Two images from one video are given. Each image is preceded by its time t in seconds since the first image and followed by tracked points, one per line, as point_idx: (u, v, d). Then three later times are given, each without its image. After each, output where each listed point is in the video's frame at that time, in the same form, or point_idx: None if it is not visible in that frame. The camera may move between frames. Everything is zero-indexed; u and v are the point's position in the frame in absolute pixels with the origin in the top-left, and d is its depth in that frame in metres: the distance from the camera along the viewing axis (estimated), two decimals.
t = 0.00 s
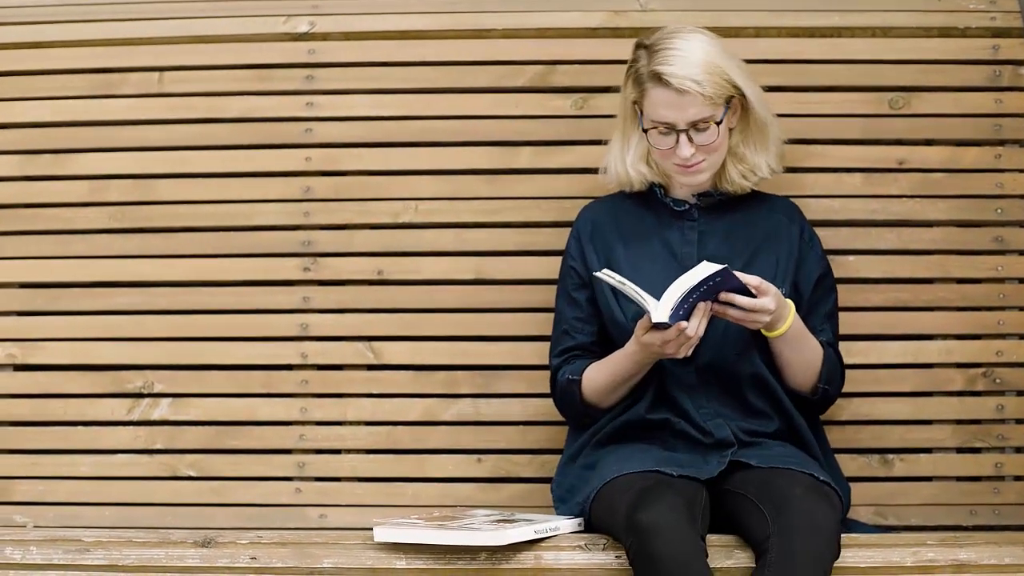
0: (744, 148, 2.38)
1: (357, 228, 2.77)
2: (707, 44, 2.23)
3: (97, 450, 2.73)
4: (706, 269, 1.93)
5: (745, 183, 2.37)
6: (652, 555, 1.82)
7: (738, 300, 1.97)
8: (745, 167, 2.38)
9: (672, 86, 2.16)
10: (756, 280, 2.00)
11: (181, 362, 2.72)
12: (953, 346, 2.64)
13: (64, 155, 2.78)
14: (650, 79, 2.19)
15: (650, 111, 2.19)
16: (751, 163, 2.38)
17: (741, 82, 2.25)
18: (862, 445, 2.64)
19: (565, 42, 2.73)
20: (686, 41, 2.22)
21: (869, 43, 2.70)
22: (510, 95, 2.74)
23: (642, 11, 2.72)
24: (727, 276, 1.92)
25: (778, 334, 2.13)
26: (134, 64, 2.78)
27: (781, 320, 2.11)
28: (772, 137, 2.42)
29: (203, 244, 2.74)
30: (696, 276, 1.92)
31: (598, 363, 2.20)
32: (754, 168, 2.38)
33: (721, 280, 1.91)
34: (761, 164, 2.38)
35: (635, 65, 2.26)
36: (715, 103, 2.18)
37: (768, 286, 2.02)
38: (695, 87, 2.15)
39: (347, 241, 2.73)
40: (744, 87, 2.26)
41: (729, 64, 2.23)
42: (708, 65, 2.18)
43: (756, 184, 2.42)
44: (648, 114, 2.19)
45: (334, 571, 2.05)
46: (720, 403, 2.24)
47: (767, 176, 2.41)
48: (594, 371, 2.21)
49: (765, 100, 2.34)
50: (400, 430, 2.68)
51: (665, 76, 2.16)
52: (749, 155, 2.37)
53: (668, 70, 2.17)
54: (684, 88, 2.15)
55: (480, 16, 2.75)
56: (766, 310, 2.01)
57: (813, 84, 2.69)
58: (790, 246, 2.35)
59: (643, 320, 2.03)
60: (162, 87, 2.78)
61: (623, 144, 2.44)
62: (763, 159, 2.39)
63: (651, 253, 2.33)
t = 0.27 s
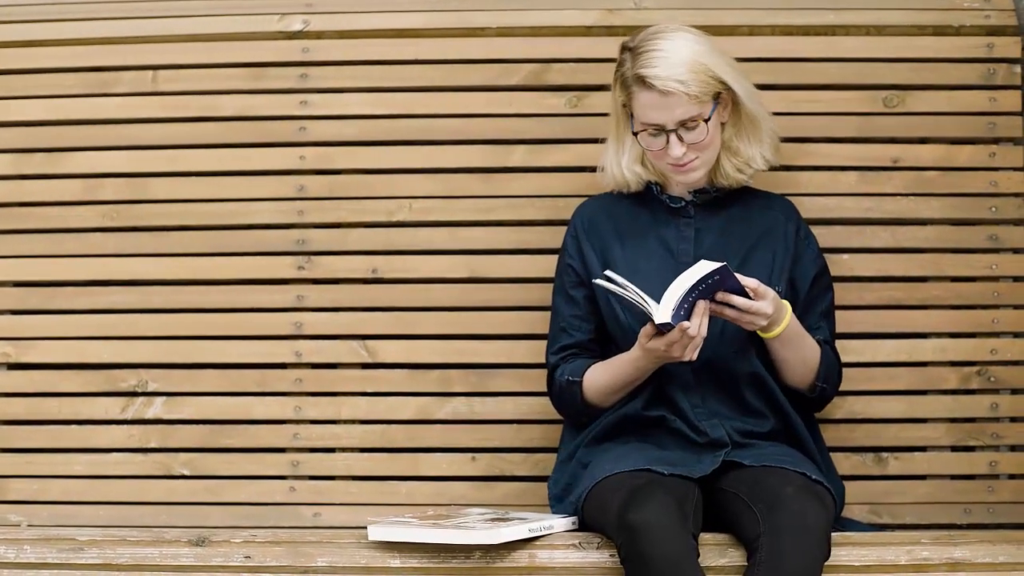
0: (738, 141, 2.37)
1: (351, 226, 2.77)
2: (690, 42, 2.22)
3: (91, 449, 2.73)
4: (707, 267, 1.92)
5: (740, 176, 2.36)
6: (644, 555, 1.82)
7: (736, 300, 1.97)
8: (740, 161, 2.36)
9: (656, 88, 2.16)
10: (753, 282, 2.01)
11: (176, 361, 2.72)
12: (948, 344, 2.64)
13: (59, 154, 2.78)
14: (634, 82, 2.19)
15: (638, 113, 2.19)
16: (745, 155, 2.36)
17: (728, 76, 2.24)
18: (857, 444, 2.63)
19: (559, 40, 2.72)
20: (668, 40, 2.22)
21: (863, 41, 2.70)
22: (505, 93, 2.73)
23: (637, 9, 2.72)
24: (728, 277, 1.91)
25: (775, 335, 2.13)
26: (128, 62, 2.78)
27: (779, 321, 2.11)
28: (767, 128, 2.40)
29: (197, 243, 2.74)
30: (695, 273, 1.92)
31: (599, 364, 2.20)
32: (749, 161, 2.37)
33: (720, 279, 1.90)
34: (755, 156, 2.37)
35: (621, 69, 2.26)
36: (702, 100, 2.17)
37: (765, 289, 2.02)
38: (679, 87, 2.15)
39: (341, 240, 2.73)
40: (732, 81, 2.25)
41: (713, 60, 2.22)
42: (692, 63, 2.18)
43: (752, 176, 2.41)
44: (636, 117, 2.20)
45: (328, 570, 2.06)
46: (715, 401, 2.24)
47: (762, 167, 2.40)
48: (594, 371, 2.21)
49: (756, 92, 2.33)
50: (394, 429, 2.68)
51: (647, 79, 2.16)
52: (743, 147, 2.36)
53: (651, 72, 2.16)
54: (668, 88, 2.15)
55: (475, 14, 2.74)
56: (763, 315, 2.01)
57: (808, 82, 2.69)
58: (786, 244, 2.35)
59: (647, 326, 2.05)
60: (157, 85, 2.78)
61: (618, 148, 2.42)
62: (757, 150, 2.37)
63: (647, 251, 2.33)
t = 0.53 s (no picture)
0: (729, 137, 2.36)
1: (350, 225, 2.77)
2: (667, 42, 2.21)
3: (90, 448, 2.73)
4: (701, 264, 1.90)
5: (733, 171, 2.35)
6: (643, 555, 1.82)
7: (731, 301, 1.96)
8: (731, 156, 2.35)
9: (637, 92, 2.15)
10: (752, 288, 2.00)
11: (174, 360, 2.72)
12: (947, 344, 2.63)
13: (58, 153, 2.77)
14: (616, 87, 2.19)
15: (624, 117, 2.20)
16: (737, 151, 2.35)
17: (710, 73, 2.23)
18: (856, 443, 2.63)
19: (558, 39, 2.72)
20: (647, 43, 2.21)
21: (862, 40, 2.69)
22: (503, 92, 2.73)
23: (636, 8, 2.71)
24: (723, 277, 1.89)
25: (770, 339, 2.13)
26: (127, 61, 2.78)
27: (774, 325, 2.11)
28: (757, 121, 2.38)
29: (196, 242, 2.74)
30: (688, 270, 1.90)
31: (598, 366, 2.20)
32: (741, 156, 2.35)
33: (713, 280, 1.89)
34: (747, 151, 2.35)
35: (603, 74, 2.26)
36: (684, 99, 2.17)
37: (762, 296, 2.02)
38: (660, 89, 2.14)
39: (340, 239, 2.73)
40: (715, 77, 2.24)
41: (692, 58, 2.21)
42: (670, 64, 2.17)
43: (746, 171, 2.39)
44: (622, 121, 2.20)
45: (327, 570, 2.05)
46: (713, 399, 2.24)
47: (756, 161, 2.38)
48: (593, 373, 2.20)
49: (741, 85, 2.32)
50: (393, 428, 2.68)
51: (627, 83, 2.16)
52: (734, 143, 2.35)
53: (631, 76, 2.16)
54: (648, 91, 2.14)
55: (473, 13, 2.74)
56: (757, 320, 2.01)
57: (806, 81, 2.69)
58: (783, 243, 2.34)
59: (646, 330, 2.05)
60: (155, 84, 2.78)
61: (611, 152, 2.42)
62: (749, 145, 2.36)
63: (644, 251, 2.33)
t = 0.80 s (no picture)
0: (729, 137, 2.35)
1: (353, 226, 2.77)
2: (667, 42, 2.21)
3: (93, 448, 2.73)
4: (699, 257, 1.91)
5: (733, 171, 2.34)
6: (645, 555, 1.82)
7: (730, 296, 1.96)
8: (731, 156, 2.34)
9: (637, 91, 2.15)
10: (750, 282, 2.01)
11: (177, 360, 2.72)
12: (950, 344, 2.63)
13: (60, 153, 2.77)
14: (615, 87, 2.19)
15: (624, 117, 2.20)
16: (737, 151, 2.34)
17: (710, 73, 2.22)
18: (858, 443, 2.63)
19: (561, 40, 2.72)
20: (647, 42, 2.21)
21: (865, 40, 2.69)
22: (506, 93, 2.73)
23: (638, 8, 2.71)
24: (721, 271, 1.90)
25: (770, 337, 2.13)
26: (129, 62, 2.78)
27: (774, 324, 2.11)
28: (758, 122, 2.38)
29: (199, 242, 2.74)
30: (687, 264, 1.91)
31: (601, 367, 2.20)
32: (741, 156, 2.35)
33: (711, 273, 1.89)
34: (747, 151, 2.35)
35: (603, 74, 2.26)
36: (684, 99, 2.17)
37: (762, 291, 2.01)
38: (659, 88, 2.14)
39: (342, 239, 2.73)
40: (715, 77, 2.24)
41: (692, 58, 2.21)
42: (670, 63, 2.17)
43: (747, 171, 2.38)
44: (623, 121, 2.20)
45: (330, 570, 2.05)
46: (715, 399, 2.24)
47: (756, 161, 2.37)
48: (596, 374, 2.20)
49: (742, 85, 2.31)
50: (396, 429, 2.68)
51: (627, 82, 2.16)
52: (734, 143, 2.34)
53: (630, 76, 2.16)
54: (648, 90, 2.14)
55: (476, 14, 2.74)
56: (756, 315, 2.01)
57: (809, 81, 2.69)
58: (785, 242, 2.34)
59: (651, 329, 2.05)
60: (158, 85, 2.78)
61: (612, 152, 2.41)
62: (749, 145, 2.35)
63: (646, 251, 2.33)
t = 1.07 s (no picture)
0: (733, 137, 2.35)
1: (356, 226, 2.77)
2: (674, 40, 2.21)
3: (96, 449, 2.73)
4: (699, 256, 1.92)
5: (737, 172, 2.34)
6: (649, 554, 1.82)
7: (731, 294, 1.97)
8: (735, 157, 2.34)
9: (643, 88, 2.15)
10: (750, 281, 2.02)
11: (181, 361, 2.72)
12: (953, 343, 2.63)
13: (63, 154, 2.78)
14: (621, 84, 2.19)
15: (629, 114, 2.20)
16: (741, 152, 2.34)
17: (716, 72, 2.22)
18: (862, 443, 2.63)
19: (563, 39, 2.72)
20: (654, 40, 2.22)
21: (867, 39, 2.69)
22: (508, 92, 2.73)
23: (641, 7, 2.71)
24: (721, 270, 1.90)
25: (772, 335, 2.13)
26: (132, 62, 2.78)
27: (776, 322, 2.11)
28: (762, 123, 2.38)
29: (202, 242, 2.74)
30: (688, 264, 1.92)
31: (605, 367, 2.20)
32: (744, 157, 2.34)
33: (711, 272, 1.89)
34: (751, 152, 2.34)
35: (610, 71, 2.26)
36: (690, 98, 2.17)
37: (762, 289, 2.03)
38: (665, 86, 2.14)
39: (346, 240, 2.73)
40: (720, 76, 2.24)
41: (699, 57, 2.21)
42: (677, 61, 2.17)
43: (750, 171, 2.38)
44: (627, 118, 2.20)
45: (334, 570, 2.05)
46: (719, 399, 2.24)
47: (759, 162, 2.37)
48: (600, 374, 2.20)
49: (747, 86, 2.31)
50: (399, 428, 2.68)
51: (633, 80, 2.16)
52: (738, 143, 2.34)
53: (637, 73, 2.16)
54: (653, 88, 2.14)
55: (479, 13, 2.74)
56: (758, 313, 2.02)
57: (811, 81, 2.69)
58: (787, 241, 2.34)
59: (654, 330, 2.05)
60: (161, 85, 2.78)
61: (616, 151, 2.41)
62: (752, 146, 2.35)
63: (649, 250, 2.33)
